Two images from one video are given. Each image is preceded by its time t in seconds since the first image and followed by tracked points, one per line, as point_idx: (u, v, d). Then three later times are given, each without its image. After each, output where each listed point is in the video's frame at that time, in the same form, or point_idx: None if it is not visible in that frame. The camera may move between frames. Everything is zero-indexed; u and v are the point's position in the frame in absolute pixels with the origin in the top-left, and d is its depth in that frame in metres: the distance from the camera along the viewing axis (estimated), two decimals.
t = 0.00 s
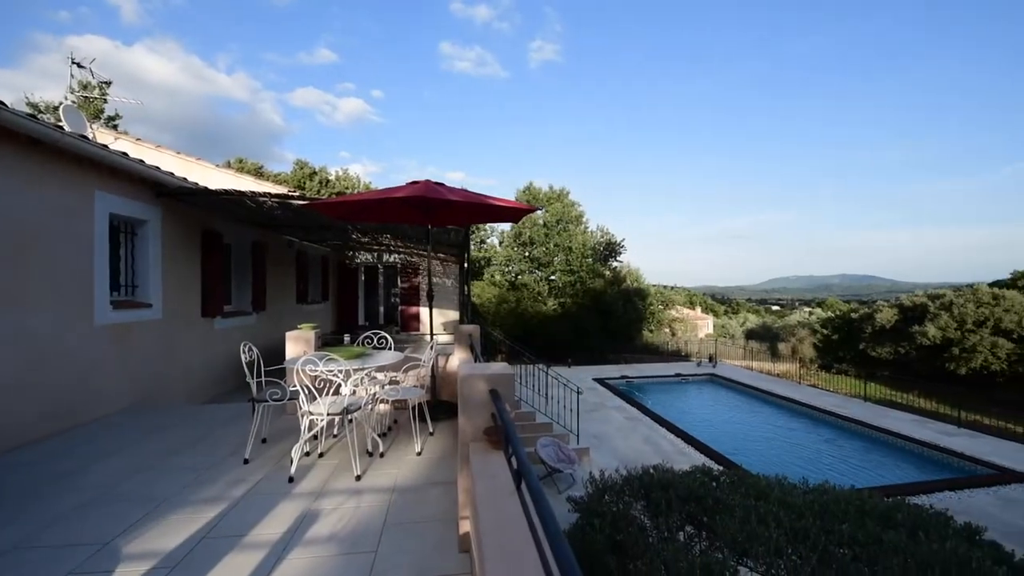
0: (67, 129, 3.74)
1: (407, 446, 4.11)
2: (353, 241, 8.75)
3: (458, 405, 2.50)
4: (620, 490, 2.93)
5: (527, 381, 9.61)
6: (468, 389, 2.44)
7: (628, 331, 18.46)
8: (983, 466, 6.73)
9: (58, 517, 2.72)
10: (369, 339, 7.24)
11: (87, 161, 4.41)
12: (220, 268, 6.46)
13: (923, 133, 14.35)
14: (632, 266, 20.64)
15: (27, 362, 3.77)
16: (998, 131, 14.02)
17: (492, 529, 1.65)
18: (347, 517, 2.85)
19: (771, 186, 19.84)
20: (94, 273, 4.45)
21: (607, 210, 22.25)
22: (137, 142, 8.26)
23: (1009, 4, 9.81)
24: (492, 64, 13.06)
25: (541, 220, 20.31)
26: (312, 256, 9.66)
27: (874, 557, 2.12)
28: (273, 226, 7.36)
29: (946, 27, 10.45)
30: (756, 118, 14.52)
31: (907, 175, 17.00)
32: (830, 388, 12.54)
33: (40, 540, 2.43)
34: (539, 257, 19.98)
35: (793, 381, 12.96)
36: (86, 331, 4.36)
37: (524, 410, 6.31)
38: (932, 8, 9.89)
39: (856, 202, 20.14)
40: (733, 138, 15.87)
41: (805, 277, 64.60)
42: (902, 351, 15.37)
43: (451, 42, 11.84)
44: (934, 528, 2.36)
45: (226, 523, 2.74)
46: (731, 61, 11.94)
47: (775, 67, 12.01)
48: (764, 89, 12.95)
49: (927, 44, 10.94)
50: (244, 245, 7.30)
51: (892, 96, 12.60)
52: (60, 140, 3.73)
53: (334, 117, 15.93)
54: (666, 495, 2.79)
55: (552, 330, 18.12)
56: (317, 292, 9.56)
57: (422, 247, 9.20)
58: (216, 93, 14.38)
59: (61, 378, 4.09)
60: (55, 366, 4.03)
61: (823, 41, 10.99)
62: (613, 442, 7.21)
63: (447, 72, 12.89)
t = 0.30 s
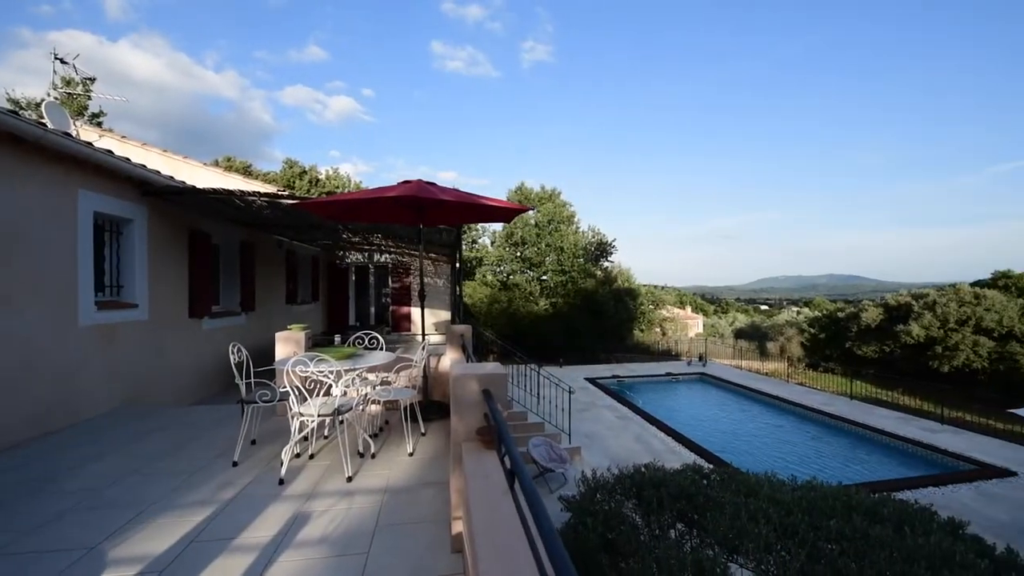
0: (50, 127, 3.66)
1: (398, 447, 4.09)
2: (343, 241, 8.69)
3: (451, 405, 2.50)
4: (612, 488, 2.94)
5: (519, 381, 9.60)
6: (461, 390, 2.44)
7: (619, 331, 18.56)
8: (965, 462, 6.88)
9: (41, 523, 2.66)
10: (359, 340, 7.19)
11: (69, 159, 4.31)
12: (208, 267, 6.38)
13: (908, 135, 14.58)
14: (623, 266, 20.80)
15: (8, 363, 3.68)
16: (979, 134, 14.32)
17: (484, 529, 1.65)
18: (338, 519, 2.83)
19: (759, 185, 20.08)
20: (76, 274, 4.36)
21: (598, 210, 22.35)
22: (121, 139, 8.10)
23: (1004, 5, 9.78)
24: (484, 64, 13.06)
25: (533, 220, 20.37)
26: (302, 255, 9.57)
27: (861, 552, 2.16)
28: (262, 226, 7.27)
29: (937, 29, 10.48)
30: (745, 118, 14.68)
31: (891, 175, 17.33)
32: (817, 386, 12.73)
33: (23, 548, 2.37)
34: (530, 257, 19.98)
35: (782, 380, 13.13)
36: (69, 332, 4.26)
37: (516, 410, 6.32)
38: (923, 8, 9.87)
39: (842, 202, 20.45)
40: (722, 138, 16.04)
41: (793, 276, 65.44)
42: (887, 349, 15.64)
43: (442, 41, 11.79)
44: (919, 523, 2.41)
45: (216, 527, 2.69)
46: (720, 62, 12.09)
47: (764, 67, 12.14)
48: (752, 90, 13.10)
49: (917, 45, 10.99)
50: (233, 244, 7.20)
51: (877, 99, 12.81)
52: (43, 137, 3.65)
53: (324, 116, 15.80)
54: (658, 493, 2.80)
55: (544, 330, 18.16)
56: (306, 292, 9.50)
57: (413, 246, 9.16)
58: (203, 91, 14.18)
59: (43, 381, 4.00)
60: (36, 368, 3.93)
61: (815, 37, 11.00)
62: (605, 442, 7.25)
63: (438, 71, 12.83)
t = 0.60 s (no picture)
0: (33, 124, 3.57)
1: (390, 447, 4.07)
2: (334, 240, 8.63)
3: (444, 404, 2.49)
4: (603, 487, 2.95)
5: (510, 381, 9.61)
6: (454, 389, 2.43)
7: (610, 331, 18.67)
8: (947, 458, 7.03)
9: (25, 528, 2.60)
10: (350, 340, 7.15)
11: (51, 157, 4.22)
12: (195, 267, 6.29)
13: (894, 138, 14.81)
14: (615, 265, 20.96)
15: None
16: (959, 138, 14.66)
17: (477, 528, 1.65)
18: (329, 521, 2.81)
19: (747, 185, 20.34)
20: (60, 273, 4.27)
21: (589, 210, 22.48)
22: (105, 136, 7.94)
23: (1004, 4, 9.74)
24: (476, 64, 13.05)
25: (524, 220, 20.41)
26: (292, 255, 9.47)
27: (848, 547, 2.20)
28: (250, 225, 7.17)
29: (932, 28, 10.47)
30: (734, 119, 14.86)
31: (874, 175, 17.69)
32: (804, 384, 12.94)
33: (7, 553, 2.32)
34: (522, 257, 20.04)
35: (770, 379, 13.30)
36: (52, 333, 4.18)
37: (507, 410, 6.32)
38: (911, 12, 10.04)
39: (829, 203, 20.77)
40: (711, 139, 16.21)
41: (779, 275, 66.56)
42: (873, 348, 15.91)
43: (434, 40, 11.76)
44: (904, 518, 2.45)
45: (205, 530, 2.66)
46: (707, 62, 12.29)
47: (755, 67, 12.28)
48: (739, 91, 13.31)
49: (907, 47, 11.08)
50: (221, 244, 7.10)
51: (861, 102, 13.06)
52: (26, 134, 3.57)
53: (313, 114, 15.68)
54: (650, 491, 2.82)
55: (535, 330, 18.18)
56: (296, 292, 9.45)
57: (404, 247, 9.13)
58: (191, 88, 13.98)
59: (27, 383, 3.93)
60: (18, 369, 3.84)
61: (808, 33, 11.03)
62: (596, 441, 7.28)
63: (429, 70, 12.77)
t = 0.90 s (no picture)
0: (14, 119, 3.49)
1: (381, 448, 4.04)
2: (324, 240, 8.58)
3: (436, 404, 2.49)
4: (595, 486, 2.96)
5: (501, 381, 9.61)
6: (446, 390, 2.42)
7: (601, 330, 18.75)
8: (928, 454, 7.18)
9: (7, 533, 2.55)
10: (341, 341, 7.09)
11: (32, 153, 4.11)
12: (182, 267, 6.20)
13: (879, 140, 15.08)
14: (604, 265, 21.27)
15: None
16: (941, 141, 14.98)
17: (471, 528, 1.65)
18: (321, 522, 2.78)
19: (735, 185, 20.60)
20: (41, 272, 4.17)
21: (580, 210, 22.59)
22: (89, 134, 7.75)
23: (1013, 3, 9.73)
24: (467, 64, 13.04)
25: (515, 221, 20.45)
26: (281, 255, 9.36)
27: (835, 542, 2.23)
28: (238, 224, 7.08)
29: (920, 31, 10.64)
30: (723, 120, 15.02)
31: (858, 177, 18.02)
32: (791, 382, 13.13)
33: None
34: (513, 257, 20.02)
35: (758, 377, 13.48)
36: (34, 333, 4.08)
37: (499, 410, 6.33)
38: (898, 15, 10.22)
39: (814, 204, 21.11)
40: (701, 140, 16.37)
41: (767, 275, 67.46)
42: (857, 346, 16.18)
43: (424, 39, 11.73)
44: (889, 513, 2.50)
45: (194, 533, 2.62)
46: (698, 63, 12.44)
47: (744, 68, 12.39)
48: (729, 93, 13.45)
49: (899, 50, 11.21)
50: (208, 244, 7.00)
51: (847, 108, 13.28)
52: (7, 129, 3.48)
53: (302, 113, 15.57)
54: (641, 489, 2.83)
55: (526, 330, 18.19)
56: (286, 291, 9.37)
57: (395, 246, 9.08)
58: (177, 85, 13.75)
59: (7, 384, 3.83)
60: None
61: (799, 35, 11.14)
62: (587, 441, 7.31)
63: (418, 70, 12.70)
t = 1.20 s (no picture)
0: None
1: (371, 449, 4.01)
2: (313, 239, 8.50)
3: (427, 405, 2.48)
4: (586, 485, 2.97)
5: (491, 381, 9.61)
6: (438, 391, 2.41)
7: (591, 330, 18.84)
8: (910, 451, 7.35)
9: None
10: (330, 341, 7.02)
11: (11, 150, 4.00)
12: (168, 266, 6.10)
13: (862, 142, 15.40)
14: (594, 266, 21.42)
15: None
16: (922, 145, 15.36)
17: (464, 528, 1.65)
18: (311, 525, 2.76)
19: (723, 186, 20.87)
20: (21, 272, 4.06)
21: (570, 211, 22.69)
22: (69, 130, 7.53)
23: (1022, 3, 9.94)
24: (458, 64, 13.05)
25: (506, 221, 20.47)
26: (269, 254, 9.26)
27: (822, 538, 2.27)
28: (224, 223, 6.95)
29: (903, 37, 10.91)
30: (712, 121, 15.21)
31: (842, 177, 18.38)
32: (778, 381, 13.34)
33: None
34: (503, 257, 20.04)
35: (745, 376, 13.66)
36: (14, 334, 3.98)
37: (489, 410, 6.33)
38: (882, 19, 10.47)
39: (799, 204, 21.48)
40: (690, 141, 16.54)
41: (755, 275, 68.44)
42: (841, 345, 16.47)
43: (415, 38, 11.70)
44: (872, 509, 2.56)
45: (181, 537, 2.58)
46: (688, 65, 12.57)
47: (733, 68, 12.56)
48: (718, 93, 13.61)
49: (883, 54, 11.47)
50: (194, 243, 6.89)
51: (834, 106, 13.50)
52: None
53: (290, 111, 15.50)
54: (632, 489, 2.85)
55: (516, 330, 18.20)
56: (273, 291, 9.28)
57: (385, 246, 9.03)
58: (163, 81, 13.52)
59: None
60: None
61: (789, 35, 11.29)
62: (576, 440, 7.35)
63: (409, 70, 12.66)
